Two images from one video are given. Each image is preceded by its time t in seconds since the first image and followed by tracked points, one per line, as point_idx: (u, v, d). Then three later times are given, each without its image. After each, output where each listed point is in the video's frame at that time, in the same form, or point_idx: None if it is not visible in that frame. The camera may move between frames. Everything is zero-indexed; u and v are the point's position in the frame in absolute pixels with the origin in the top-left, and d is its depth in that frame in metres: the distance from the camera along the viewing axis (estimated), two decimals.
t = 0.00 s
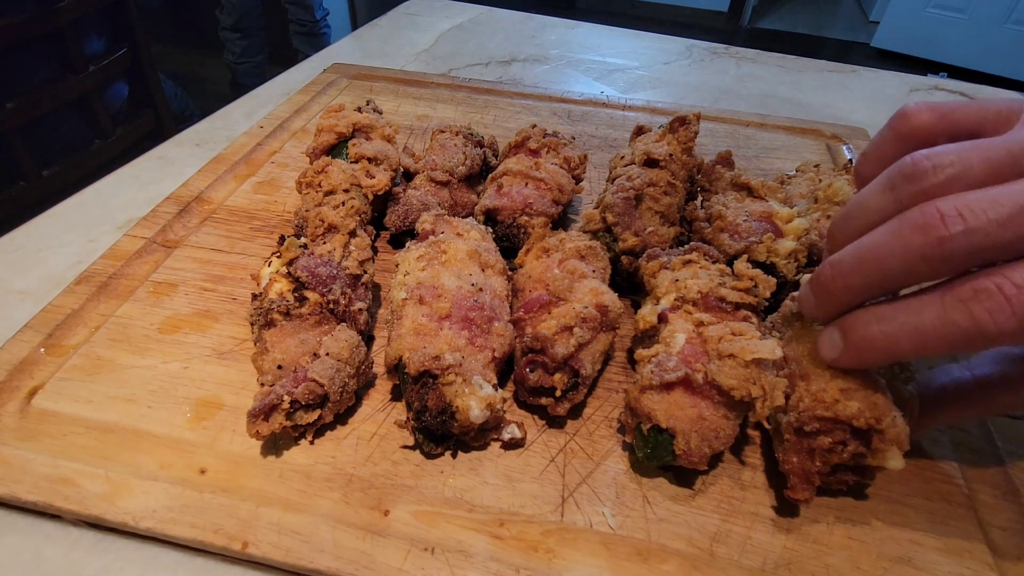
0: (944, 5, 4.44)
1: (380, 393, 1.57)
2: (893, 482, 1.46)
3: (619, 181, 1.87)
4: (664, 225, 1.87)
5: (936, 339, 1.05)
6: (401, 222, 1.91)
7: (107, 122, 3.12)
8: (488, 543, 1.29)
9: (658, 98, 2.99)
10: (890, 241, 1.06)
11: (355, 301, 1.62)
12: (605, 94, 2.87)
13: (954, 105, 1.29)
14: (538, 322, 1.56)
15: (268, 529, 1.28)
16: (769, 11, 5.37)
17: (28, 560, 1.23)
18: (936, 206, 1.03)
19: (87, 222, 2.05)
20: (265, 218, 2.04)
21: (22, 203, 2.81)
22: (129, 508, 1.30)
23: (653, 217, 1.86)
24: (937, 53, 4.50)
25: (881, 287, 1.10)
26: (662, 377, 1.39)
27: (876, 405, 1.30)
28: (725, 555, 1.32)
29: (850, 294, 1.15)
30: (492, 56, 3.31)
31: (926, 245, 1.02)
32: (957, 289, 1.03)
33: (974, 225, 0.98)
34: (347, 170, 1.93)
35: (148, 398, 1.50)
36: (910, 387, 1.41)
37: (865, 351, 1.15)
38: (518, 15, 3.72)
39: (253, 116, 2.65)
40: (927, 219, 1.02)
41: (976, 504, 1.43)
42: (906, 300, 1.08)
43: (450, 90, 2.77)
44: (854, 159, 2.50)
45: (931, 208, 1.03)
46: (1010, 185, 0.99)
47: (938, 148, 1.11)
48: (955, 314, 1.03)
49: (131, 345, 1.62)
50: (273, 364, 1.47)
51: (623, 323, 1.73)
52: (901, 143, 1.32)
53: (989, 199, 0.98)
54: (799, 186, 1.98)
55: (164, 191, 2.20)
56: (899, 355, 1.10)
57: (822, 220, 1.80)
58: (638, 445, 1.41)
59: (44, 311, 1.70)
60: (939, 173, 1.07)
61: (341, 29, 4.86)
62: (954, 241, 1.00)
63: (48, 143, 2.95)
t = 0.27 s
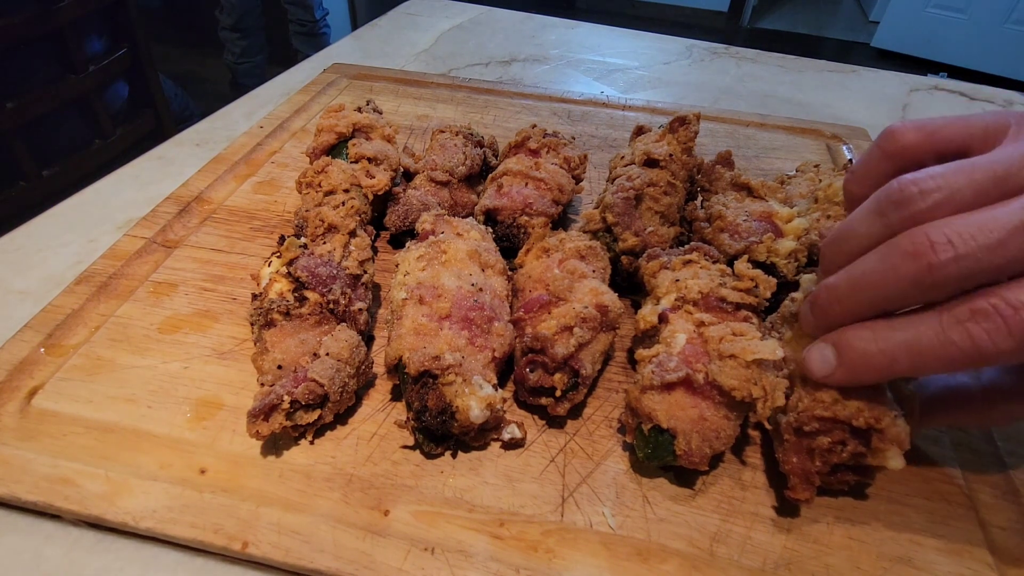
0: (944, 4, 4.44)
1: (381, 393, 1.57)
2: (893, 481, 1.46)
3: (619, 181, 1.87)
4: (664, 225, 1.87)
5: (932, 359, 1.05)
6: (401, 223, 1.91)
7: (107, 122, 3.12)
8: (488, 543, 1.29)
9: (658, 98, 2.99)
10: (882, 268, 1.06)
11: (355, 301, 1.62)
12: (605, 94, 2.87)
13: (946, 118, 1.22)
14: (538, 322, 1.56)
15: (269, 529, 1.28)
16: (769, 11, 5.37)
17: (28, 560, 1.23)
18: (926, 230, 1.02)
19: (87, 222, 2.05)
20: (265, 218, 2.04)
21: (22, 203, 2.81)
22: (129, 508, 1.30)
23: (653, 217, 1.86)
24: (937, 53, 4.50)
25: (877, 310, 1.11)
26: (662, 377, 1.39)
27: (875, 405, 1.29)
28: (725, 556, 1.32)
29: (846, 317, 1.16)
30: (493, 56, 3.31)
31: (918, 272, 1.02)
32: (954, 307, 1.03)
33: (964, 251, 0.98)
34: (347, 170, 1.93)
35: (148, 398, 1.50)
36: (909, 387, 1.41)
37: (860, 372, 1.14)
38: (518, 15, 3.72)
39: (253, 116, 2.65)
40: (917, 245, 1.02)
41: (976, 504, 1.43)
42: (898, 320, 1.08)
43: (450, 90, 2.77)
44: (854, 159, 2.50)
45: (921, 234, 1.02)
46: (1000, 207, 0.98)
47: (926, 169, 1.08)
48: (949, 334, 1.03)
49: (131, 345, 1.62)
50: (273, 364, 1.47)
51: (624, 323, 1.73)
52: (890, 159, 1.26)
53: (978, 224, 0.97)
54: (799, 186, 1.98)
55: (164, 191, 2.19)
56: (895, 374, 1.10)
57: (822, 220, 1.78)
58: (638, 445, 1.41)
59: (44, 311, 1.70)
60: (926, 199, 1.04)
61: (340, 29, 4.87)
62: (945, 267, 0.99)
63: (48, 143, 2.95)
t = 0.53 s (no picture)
0: (944, 5, 4.44)
1: (380, 393, 1.57)
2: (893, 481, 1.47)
3: (619, 181, 1.87)
4: (664, 225, 1.87)
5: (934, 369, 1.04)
6: (401, 223, 1.91)
7: (107, 122, 3.12)
8: (488, 543, 1.29)
9: (658, 98, 3.00)
10: (879, 280, 1.06)
11: (354, 301, 1.62)
12: (605, 94, 2.87)
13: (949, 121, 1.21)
14: (538, 322, 1.56)
15: (269, 529, 1.28)
16: (769, 11, 5.37)
17: (28, 560, 1.23)
18: (923, 242, 1.01)
19: (87, 222, 2.05)
20: (265, 218, 2.04)
21: (22, 203, 2.81)
22: (129, 509, 1.30)
23: (653, 217, 1.86)
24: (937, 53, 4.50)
25: (874, 321, 1.10)
26: (662, 377, 1.39)
27: (896, 413, 1.28)
28: (725, 556, 1.32)
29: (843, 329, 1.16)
30: (493, 56, 3.31)
31: (915, 285, 1.01)
32: (954, 317, 1.01)
33: (961, 263, 0.97)
34: (347, 170, 1.93)
35: (148, 398, 1.50)
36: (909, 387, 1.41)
37: (865, 381, 1.15)
38: (518, 15, 3.72)
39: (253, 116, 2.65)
40: (914, 257, 1.02)
41: (976, 504, 1.43)
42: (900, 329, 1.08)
43: (450, 90, 2.77)
44: (854, 159, 2.50)
45: (917, 245, 1.02)
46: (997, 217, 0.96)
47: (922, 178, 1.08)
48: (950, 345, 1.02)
49: (131, 345, 1.62)
50: (273, 364, 1.47)
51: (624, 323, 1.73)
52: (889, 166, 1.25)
53: (974, 235, 0.96)
54: (799, 186, 1.98)
55: (164, 191, 2.19)
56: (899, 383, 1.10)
57: (822, 220, 1.79)
58: (638, 445, 1.41)
59: (44, 311, 1.70)
60: (922, 209, 1.05)
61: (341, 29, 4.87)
62: (942, 279, 0.99)
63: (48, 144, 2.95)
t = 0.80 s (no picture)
0: (944, 5, 4.44)
1: (380, 393, 1.57)
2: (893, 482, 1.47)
3: (619, 181, 1.88)
4: (664, 225, 1.87)
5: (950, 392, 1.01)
6: (401, 223, 1.91)
7: (107, 122, 3.12)
8: (488, 543, 1.29)
9: (658, 98, 3.00)
10: (881, 311, 1.10)
11: (354, 301, 1.62)
12: (605, 94, 2.87)
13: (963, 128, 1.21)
14: (538, 322, 1.56)
15: (268, 529, 1.28)
16: (769, 11, 5.37)
17: (28, 560, 1.23)
18: (923, 273, 1.06)
19: (87, 222, 2.05)
20: (265, 218, 2.04)
21: (22, 203, 2.81)
22: (129, 509, 1.30)
23: (653, 217, 1.86)
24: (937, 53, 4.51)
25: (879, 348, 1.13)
26: (662, 377, 1.39)
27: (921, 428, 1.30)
28: (725, 556, 1.32)
29: (846, 356, 1.16)
30: (493, 56, 3.31)
31: (915, 314, 1.05)
32: (974, 333, 0.98)
33: (959, 293, 1.01)
34: (347, 171, 1.93)
35: (148, 398, 1.50)
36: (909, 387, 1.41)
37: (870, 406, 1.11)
38: (518, 15, 3.72)
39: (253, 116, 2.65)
40: (915, 287, 1.06)
41: (976, 504, 1.43)
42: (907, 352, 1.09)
43: (450, 90, 2.77)
44: (854, 159, 2.50)
45: (917, 276, 1.07)
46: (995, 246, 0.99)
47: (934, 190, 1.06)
48: (960, 374, 1.00)
49: (131, 345, 1.62)
50: (273, 364, 1.47)
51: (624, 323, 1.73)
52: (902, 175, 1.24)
53: (972, 265, 1.00)
54: (799, 186, 1.98)
55: (164, 191, 2.19)
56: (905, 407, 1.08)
57: (822, 220, 1.82)
58: (638, 445, 1.41)
59: (43, 311, 1.70)
60: (934, 224, 1.03)
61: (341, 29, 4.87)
62: (941, 309, 1.03)
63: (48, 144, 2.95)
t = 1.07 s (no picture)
0: (944, 5, 4.43)
1: (380, 393, 1.57)
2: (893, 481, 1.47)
3: (619, 181, 1.88)
4: (664, 225, 1.87)
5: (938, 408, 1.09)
6: (401, 223, 1.91)
7: (107, 122, 3.11)
8: (488, 543, 1.29)
9: (658, 98, 3.00)
10: (865, 329, 1.18)
11: (354, 301, 1.62)
12: (605, 94, 2.87)
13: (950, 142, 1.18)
14: (538, 322, 1.56)
15: (268, 529, 1.28)
16: (769, 11, 5.37)
17: (29, 560, 1.23)
18: (905, 295, 1.12)
19: (87, 222, 2.05)
20: (265, 218, 2.04)
21: (23, 203, 2.81)
22: (129, 509, 1.30)
23: (653, 217, 1.86)
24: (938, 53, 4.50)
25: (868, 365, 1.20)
26: (662, 377, 1.39)
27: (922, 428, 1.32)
28: (725, 556, 1.32)
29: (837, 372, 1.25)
30: (493, 56, 3.31)
31: (899, 335, 1.13)
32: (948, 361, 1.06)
33: (939, 315, 1.07)
34: (347, 171, 1.93)
35: (148, 398, 1.50)
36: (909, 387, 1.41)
37: (861, 423, 1.19)
38: (518, 15, 3.72)
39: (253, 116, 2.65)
40: (896, 309, 1.13)
41: (977, 505, 1.43)
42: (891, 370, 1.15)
43: (450, 90, 2.77)
44: (854, 159, 2.50)
45: (899, 298, 1.13)
46: (972, 265, 1.04)
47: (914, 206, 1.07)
48: (947, 388, 1.07)
49: (131, 345, 1.62)
50: (273, 364, 1.47)
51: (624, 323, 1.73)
52: (889, 194, 1.23)
53: (950, 287, 1.06)
54: (799, 186, 1.98)
55: (164, 191, 2.19)
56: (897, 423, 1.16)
57: (822, 220, 1.82)
58: (638, 445, 1.41)
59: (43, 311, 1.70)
60: (913, 242, 1.06)
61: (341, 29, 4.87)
62: (923, 331, 1.10)
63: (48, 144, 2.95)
